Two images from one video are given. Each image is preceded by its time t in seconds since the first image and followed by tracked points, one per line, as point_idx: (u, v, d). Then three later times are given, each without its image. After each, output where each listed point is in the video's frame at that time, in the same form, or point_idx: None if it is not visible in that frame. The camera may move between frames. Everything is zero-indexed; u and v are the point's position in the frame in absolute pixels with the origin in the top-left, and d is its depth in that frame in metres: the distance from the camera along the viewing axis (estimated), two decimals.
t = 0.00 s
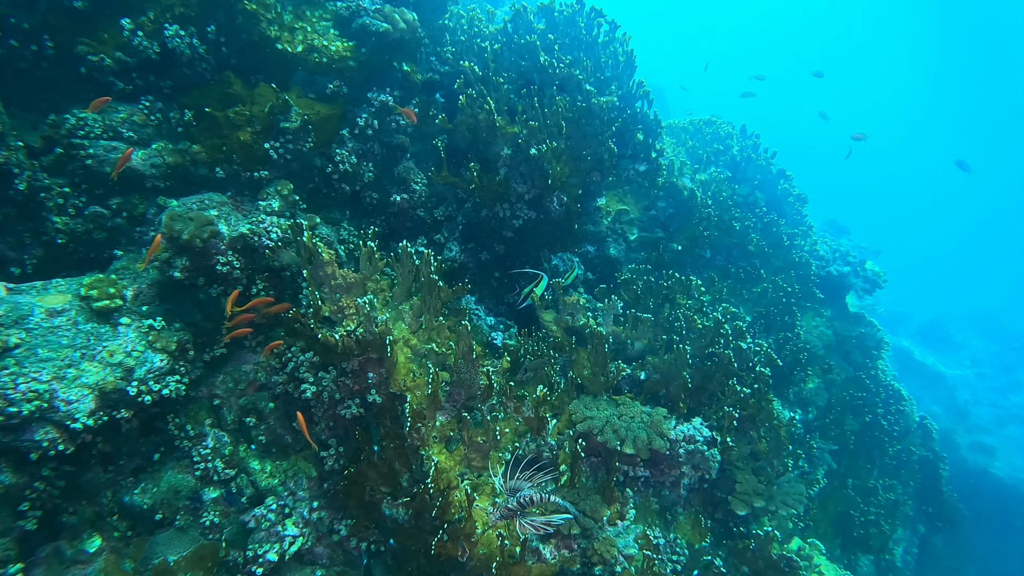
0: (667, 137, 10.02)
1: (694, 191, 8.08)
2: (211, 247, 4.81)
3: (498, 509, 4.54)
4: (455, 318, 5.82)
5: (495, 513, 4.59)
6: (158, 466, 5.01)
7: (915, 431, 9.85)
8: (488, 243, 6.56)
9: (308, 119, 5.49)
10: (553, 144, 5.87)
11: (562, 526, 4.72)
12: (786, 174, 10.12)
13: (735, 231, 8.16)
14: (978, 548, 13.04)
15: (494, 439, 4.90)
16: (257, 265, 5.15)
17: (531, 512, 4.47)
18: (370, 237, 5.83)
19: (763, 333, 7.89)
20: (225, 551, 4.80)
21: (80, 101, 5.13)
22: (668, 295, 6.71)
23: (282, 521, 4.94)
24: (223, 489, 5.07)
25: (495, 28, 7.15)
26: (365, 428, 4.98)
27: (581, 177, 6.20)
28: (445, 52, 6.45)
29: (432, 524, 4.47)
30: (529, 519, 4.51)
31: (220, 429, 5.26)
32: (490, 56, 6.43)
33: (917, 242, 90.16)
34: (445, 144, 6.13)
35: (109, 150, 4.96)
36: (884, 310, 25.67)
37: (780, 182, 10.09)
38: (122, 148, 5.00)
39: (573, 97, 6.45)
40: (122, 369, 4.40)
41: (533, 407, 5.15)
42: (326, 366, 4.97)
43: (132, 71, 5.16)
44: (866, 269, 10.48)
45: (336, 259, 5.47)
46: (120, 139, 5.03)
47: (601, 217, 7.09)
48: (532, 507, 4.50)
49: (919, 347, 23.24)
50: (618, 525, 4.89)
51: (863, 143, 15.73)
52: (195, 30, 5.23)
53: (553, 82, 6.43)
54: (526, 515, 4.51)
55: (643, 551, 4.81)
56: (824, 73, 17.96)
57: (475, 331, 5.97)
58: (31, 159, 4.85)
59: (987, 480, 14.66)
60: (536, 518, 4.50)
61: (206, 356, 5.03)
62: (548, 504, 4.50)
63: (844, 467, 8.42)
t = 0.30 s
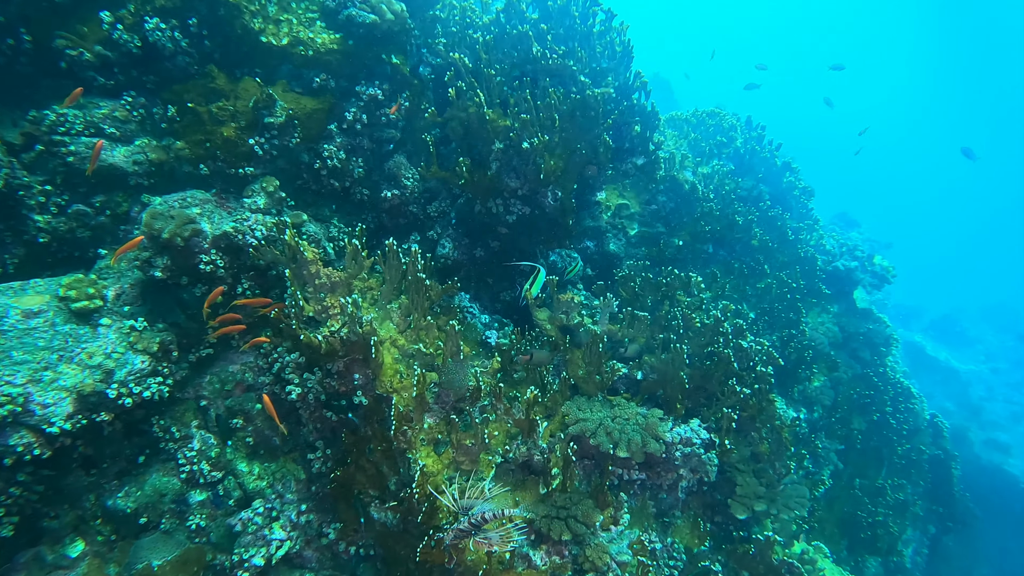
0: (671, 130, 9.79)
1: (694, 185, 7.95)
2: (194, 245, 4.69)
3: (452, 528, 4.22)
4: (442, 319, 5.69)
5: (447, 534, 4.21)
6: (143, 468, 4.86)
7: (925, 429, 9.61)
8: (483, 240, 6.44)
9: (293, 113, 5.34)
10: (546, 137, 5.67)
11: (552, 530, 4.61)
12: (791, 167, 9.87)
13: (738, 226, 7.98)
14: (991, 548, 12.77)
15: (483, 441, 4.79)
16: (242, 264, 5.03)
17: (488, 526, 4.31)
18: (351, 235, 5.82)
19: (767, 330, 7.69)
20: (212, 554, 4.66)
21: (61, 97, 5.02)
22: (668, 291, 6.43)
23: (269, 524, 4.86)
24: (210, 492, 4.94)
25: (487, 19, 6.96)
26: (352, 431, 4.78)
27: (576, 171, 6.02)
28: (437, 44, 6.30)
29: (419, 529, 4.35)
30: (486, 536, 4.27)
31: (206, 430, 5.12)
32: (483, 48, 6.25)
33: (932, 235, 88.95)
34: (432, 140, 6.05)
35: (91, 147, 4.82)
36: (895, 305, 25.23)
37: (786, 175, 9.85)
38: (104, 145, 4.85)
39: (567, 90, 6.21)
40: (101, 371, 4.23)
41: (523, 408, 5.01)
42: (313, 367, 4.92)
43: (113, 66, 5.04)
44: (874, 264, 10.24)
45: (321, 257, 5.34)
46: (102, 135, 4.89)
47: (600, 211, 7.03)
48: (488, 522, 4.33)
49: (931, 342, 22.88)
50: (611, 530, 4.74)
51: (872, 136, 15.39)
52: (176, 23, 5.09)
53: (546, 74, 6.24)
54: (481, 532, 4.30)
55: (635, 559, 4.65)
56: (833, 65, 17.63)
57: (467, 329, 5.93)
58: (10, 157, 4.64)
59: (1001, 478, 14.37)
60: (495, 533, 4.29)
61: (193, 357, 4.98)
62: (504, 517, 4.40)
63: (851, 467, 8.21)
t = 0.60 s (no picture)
0: (665, 129, 9.63)
1: (688, 186, 7.80)
2: (165, 250, 4.54)
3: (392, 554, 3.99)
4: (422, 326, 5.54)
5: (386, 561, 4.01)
6: (116, 480, 4.66)
7: (925, 434, 9.44)
8: (470, 243, 6.30)
9: (271, 114, 5.18)
10: (532, 138, 5.50)
11: (535, 545, 4.42)
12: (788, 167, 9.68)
13: (734, 227, 7.83)
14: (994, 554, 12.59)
15: (464, 452, 4.65)
16: (219, 270, 4.85)
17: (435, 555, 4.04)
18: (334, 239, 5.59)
19: (762, 334, 7.55)
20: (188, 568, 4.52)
21: (29, 97, 4.75)
22: (659, 296, 6.32)
23: (246, 537, 4.71)
24: (186, 503, 4.78)
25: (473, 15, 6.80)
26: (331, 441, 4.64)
27: (564, 172, 5.84)
28: (422, 42, 6.13)
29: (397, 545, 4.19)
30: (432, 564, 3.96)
31: (183, 439, 4.95)
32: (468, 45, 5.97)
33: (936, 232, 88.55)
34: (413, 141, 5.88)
35: (62, 148, 4.61)
36: (897, 305, 25.02)
37: (782, 175, 9.67)
38: (76, 146, 4.68)
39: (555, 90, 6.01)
40: (68, 381, 4.05)
41: (506, 419, 4.89)
42: (289, 376, 4.73)
43: (84, 65, 4.87)
44: (873, 266, 10.07)
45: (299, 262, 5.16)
46: (74, 136, 4.71)
47: (593, 212, 6.91)
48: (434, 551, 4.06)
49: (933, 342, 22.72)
50: (597, 544, 4.59)
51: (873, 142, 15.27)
52: (149, 21, 4.97)
53: (533, 73, 5.95)
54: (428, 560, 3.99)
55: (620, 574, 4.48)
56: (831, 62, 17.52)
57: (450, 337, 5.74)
58: None
59: (1004, 481, 14.19)
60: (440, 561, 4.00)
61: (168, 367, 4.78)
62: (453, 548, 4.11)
63: (850, 473, 8.06)
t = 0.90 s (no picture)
0: (658, 131, 9.49)
1: (681, 188, 7.65)
2: (137, 259, 4.36)
3: None
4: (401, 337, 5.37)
5: None
6: (86, 494, 4.46)
7: (923, 440, 9.30)
8: (456, 248, 6.16)
9: (247, 118, 5.06)
10: (517, 143, 5.33)
11: (515, 562, 4.26)
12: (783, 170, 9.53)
13: (727, 231, 7.68)
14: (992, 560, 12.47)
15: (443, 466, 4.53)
16: (193, 277, 4.72)
17: None
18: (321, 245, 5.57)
19: (756, 340, 7.41)
20: None
21: None
22: (649, 303, 6.22)
23: (222, 551, 4.43)
24: (161, 516, 4.59)
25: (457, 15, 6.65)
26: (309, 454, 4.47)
27: (551, 177, 5.68)
28: (406, 43, 5.98)
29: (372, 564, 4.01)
30: None
31: (158, 452, 4.78)
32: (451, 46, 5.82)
33: (937, 230, 88.30)
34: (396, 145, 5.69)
35: (29, 152, 4.35)
36: (898, 305, 24.87)
37: (778, 177, 9.53)
38: (45, 151, 4.44)
39: (541, 92, 5.87)
40: (32, 395, 3.83)
41: (487, 432, 4.77)
42: (264, 389, 4.44)
43: (53, 67, 4.64)
44: (870, 270, 9.94)
45: (280, 270, 5.09)
46: (44, 141, 4.48)
47: (584, 215, 6.89)
48: None
49: (932, 343, 22.61)
50: (580, 562, 4.37)
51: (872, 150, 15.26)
52: (120, 21, 4.78)
53: (519, 74, 5.78)
54: None
55: None
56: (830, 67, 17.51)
57: (427, 353, 5.58)
58: None
59: (1003, 485, 14.07)
60: None
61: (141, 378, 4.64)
62: None
63: (844, 480, 7.95)
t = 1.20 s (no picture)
0: (648, 132, 9.39)
1: (668, 192, 7.54)
2: (100, 271, 4.19)
3: None
4: (378, 348, 5.27)
5: None
6: (50, 514, 4.29)
7: (916, 444, 9.19)
8: (438, 254, 6.02)
9: (216, 125, 4.87)
10: (494, 148, 5.20)
11: None
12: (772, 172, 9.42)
13: (716, 235, 7.56)
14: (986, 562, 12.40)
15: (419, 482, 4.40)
16: (162, 289, 4.53)
17: None
18: (301, 258, 5.61)
19: (746, 345, 7.28)
20: None
21: None
22: (635, 311, 6.11)
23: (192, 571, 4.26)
24: (130, 535, 4.36)
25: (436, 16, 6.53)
26: (281, 471, 4.31)
27: (533, 183, 5.54)
28: (384, 45, 5.87)
29: None
30: None
31: (128, 468, 4.55)
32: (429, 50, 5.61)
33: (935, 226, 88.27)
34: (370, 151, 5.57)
35: None
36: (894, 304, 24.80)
37: (769, 180, 9.41)
38: (5, 159, 4.29)
39: (522, 96, 5.73)
40: None
41: (464, 447, 4.63)
42: (236, 404, 4.30)
43: (12, 71, 4.46)
44: (862, 273, 9.82)
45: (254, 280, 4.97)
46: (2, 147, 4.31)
47: (571, 219, 6.79)
48: None
49: (927, 342, 22.54)
50: None
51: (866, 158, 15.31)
52: (81, 24, 4.56)
53: (498, 78, 5.64)
54: None
55: None
56: (823, 70, 17.55)
57: (405, 365, 5.46)
58: None
59: (998, 486, 13.98)
60: None
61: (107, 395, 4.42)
62: None
63: (837, 485, 7.83)
